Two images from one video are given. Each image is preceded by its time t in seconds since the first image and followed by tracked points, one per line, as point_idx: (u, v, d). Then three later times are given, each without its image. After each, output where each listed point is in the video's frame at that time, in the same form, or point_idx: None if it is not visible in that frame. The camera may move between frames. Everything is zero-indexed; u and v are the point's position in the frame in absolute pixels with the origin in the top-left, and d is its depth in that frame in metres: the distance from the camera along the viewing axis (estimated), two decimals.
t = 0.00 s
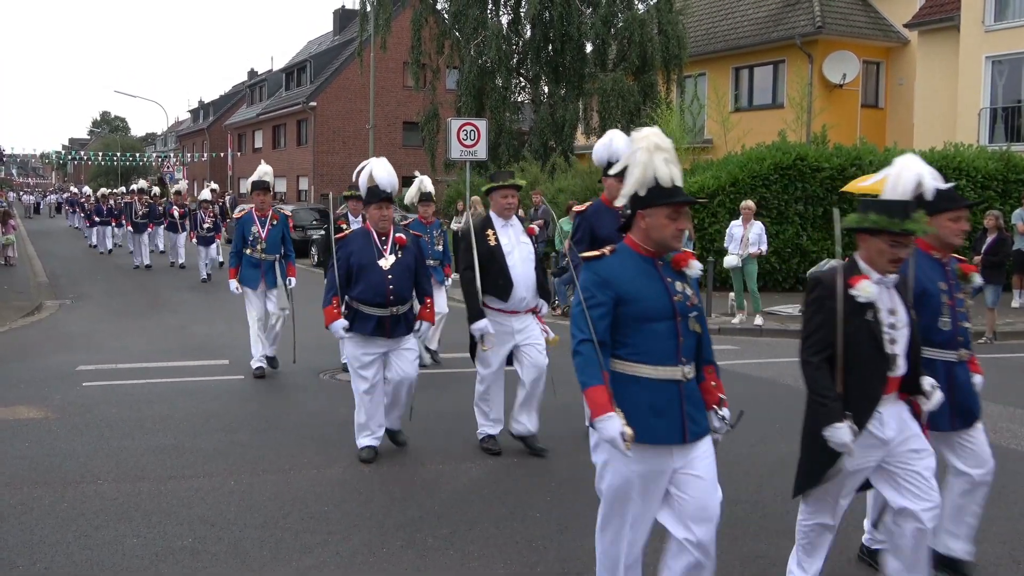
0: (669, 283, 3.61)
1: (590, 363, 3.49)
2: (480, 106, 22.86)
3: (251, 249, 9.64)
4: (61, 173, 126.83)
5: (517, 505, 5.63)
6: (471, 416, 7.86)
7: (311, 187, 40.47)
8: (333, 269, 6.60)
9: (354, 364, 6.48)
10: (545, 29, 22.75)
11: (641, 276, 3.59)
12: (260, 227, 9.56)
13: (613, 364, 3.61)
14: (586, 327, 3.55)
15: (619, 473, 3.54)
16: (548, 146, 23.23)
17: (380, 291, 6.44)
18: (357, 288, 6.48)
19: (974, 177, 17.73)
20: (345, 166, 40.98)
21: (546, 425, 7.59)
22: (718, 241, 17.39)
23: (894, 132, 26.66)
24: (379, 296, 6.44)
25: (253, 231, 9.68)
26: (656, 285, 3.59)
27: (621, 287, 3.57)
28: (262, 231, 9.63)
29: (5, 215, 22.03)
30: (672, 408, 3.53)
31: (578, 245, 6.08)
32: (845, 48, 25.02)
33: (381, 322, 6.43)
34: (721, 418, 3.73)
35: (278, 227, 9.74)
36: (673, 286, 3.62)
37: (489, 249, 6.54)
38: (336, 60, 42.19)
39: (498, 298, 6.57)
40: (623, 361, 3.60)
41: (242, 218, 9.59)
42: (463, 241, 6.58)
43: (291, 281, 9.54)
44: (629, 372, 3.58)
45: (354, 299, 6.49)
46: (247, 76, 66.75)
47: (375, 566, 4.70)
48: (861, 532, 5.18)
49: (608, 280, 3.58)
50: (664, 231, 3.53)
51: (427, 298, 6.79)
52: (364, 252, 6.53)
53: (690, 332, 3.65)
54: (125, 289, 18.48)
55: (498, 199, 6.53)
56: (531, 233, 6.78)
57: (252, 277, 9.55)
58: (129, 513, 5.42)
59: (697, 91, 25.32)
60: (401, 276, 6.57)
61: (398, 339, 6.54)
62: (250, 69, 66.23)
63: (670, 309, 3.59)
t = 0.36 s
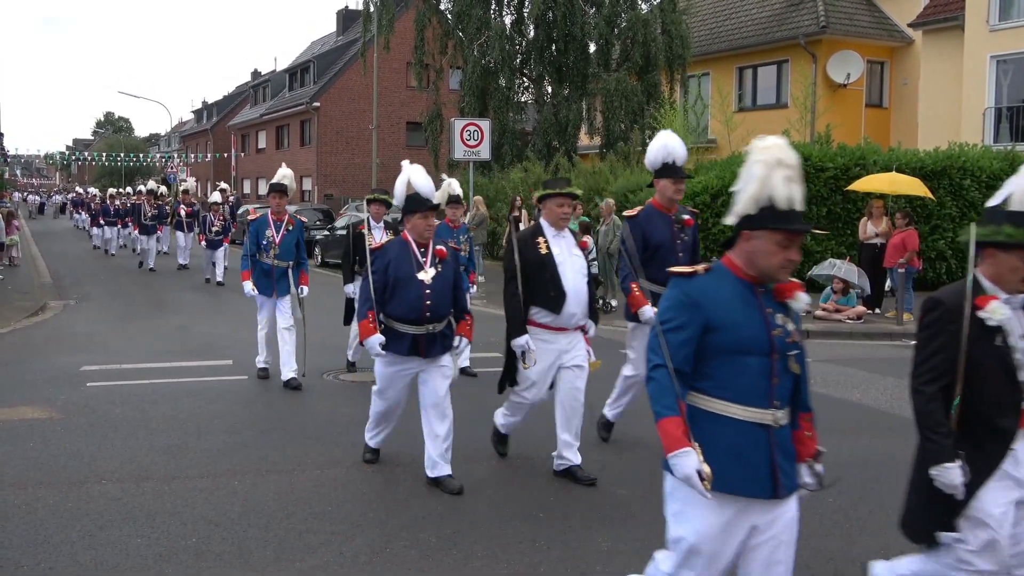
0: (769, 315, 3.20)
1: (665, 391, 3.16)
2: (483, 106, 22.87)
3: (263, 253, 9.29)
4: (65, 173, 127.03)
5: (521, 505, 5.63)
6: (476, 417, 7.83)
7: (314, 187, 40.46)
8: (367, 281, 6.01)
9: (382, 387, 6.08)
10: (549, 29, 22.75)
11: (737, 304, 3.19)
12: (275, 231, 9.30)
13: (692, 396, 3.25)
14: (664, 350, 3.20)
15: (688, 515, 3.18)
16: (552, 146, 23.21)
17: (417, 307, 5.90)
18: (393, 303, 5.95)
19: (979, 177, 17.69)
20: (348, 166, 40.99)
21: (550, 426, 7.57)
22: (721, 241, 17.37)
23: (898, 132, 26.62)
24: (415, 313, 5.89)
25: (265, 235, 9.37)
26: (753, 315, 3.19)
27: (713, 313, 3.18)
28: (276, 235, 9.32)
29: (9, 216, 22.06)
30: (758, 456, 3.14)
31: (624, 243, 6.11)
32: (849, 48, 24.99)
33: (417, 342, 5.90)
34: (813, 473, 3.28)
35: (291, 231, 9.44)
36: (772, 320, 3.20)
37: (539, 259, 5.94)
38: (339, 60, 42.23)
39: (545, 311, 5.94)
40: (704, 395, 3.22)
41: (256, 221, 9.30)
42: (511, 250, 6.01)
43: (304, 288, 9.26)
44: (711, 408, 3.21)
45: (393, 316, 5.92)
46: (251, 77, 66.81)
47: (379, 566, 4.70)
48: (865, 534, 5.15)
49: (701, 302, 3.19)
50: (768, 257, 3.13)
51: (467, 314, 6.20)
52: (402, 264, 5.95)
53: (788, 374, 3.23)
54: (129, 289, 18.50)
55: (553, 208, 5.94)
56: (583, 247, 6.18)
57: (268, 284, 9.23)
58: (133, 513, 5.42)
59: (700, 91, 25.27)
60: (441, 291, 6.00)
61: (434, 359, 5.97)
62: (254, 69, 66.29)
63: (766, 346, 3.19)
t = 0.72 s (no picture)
0: (891, 349, 2.74)
1: (763, 434, 2.75)
2: (488, 107, 22.86)
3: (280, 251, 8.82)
4: (70, 171, 127.32)
5: (525, 505, 5.62)
6: (481, 418, 7.82)
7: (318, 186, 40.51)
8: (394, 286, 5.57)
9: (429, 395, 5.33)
10: (554, 30, 22.73)
11: (853, 335, 2.74)
12: (292, 228, 8.79)
13: (793, 436, 2.82)
14: (763, 385, 2.79)
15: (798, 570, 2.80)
16: (557, 146, 23.20)
17: (456, 314, 5.39)
18: (429, 309, 5.44)
19: (985, 180, 17.64)
20: (352, 166, 41.00)
21: (555, 427, 7.55)
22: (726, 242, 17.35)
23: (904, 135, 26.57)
24: (455, 319, 5.38)
25: (283, 231, 8.88)
26: (872, 350, 2.73)
27: (825, 346, 2.73)
28: (293, 232, 8.84)
29: (15, 214, 22.13)
30: (876, 512, 2.73)
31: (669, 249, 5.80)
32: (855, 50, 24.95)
33: (457, 350, 5.36)
34: (941, 524, 2.88)
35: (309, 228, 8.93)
36: (896, 355, 2.74)
37: (581, 268, 5.35)
38: (345, 60, 42.27)
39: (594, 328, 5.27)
40: (811, 438, 2.78)
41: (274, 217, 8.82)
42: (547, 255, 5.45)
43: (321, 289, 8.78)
44: (819, 455, 2.76)
45: (426, 323, 5.41)
46: (256, 76, 66.91)
47: (383, 566, 4.69)
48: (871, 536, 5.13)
49: (811, 336, 2.74)
50: (895, 283, 2.68)
51: (503, 325, 5.65)
52: (435, 268, 5.48)
53: (912, 414, 2.79)
54: (134, 287, 18.54)
55: (595, 213, 5.40)
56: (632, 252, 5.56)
57: (284, 283, 8.70)
58: (138, 511, 5.43)
59: (706, 92, 25.26)
60: (479, 297, 5.51)
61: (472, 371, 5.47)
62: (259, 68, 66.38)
63: (888, 385, 2.73)
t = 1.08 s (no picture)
0: None
1: (961, 501, 2.26)
2: (493, 107, 22.83)
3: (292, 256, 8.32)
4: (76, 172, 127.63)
5: (530, 506, 5.61)
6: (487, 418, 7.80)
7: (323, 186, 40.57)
8: (428, 301, 5.03)
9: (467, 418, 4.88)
10: (559, 30, 22.72)
11: None
12: (304, 232, 8.29)
13: (976, 494, 2.37)
14: (941, 446, 2.28)
15: None
16: (561, 146, 23.19)
17: (493, 327, 4.89)
18: (464, 323, 4.93)
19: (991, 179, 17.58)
20: (357, 166, 41.02)
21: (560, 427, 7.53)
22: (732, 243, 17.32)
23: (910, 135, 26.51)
24: (493, 334, 4.88)
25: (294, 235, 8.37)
26: None
27: (999, 379, 2.25)
28: (305, 237, 8.34)
29: (20, 215, 22.17)
30: None
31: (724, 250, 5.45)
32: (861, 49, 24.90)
33: (495, 366, 4.84)
34: None
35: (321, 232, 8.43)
36: None
37: (631, 272, 4.99)
38: (349, 60, 42.30)
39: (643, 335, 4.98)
40: (1007, 493, 2.33)
41: (284, 221, 8.32)
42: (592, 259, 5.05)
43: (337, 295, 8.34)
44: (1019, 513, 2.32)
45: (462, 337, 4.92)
46: (261, 77, 66.99)
47: (389, 566, 4.68)
48: (878, 538, 5.11)
49: (982, 368, 2.25)
50: None
51: (547, 334, 5.12)
52: (470, 276, 4.95)
53: None
54: (139, 288, 18.57)
55: (642, 213, 5.04)
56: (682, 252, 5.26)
57: (295, 289, 8.15)
58: (143, 511, 5.43)
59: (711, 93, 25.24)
60: (517, 308, 4.98)
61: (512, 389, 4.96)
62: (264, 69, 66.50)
63: None
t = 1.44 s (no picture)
0: None
1: None
2: (497, 108, 22.86)
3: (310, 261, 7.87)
4: (79, 170, 127.90)
5: (531, 506, 5.60)
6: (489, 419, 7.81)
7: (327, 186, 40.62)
8: (479, 320, 4.47)
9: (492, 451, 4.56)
10: (563, 31, 22.70)
11: None
12: (322, 235, 7.84)
13: None
14: None
15: None
16: (565, 147, 23.16)
17: (547, 354, 4.37)
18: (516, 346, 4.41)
19: (996, 183, 17.53)
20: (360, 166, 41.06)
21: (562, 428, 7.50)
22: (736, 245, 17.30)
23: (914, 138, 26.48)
24: (545, 362, 4.36)
25: (312, 239, 7.90)
26: None
27: None
28: (323, 241, 7.88)
29: (25, 214, 22.20)
30: None
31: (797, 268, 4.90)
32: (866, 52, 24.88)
33: (545, 399, 4.34)
34: None
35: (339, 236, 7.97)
36: None
37: (704, 292, 4.45)
38: (354, 60, 42.35)
39: (715, 364, 4.42)
40: None
41: (302, 224, 7.87)
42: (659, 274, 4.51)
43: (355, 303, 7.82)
44: None
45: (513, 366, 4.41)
46: (265, 77, 67.06)
47: (390, 566, 4.67)
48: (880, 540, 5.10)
49: None
50: None
51: (605, 361, 4.60)
52: (525, 297, 4.40)
53: None
54: (142, 287, 18.59)
55: (720, 228, 4.48)
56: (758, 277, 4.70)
57: (312, 298, 7.75)
58: (146, 510, 5.42)
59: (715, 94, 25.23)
60: (577, 335, 4.43)
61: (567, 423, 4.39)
62: (268, 69, 66.59)
63: None
